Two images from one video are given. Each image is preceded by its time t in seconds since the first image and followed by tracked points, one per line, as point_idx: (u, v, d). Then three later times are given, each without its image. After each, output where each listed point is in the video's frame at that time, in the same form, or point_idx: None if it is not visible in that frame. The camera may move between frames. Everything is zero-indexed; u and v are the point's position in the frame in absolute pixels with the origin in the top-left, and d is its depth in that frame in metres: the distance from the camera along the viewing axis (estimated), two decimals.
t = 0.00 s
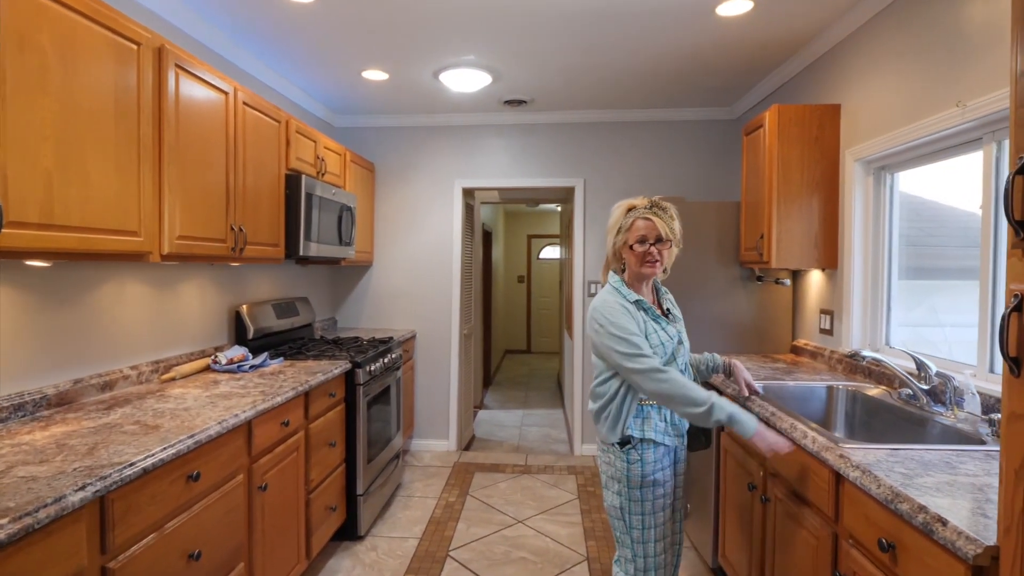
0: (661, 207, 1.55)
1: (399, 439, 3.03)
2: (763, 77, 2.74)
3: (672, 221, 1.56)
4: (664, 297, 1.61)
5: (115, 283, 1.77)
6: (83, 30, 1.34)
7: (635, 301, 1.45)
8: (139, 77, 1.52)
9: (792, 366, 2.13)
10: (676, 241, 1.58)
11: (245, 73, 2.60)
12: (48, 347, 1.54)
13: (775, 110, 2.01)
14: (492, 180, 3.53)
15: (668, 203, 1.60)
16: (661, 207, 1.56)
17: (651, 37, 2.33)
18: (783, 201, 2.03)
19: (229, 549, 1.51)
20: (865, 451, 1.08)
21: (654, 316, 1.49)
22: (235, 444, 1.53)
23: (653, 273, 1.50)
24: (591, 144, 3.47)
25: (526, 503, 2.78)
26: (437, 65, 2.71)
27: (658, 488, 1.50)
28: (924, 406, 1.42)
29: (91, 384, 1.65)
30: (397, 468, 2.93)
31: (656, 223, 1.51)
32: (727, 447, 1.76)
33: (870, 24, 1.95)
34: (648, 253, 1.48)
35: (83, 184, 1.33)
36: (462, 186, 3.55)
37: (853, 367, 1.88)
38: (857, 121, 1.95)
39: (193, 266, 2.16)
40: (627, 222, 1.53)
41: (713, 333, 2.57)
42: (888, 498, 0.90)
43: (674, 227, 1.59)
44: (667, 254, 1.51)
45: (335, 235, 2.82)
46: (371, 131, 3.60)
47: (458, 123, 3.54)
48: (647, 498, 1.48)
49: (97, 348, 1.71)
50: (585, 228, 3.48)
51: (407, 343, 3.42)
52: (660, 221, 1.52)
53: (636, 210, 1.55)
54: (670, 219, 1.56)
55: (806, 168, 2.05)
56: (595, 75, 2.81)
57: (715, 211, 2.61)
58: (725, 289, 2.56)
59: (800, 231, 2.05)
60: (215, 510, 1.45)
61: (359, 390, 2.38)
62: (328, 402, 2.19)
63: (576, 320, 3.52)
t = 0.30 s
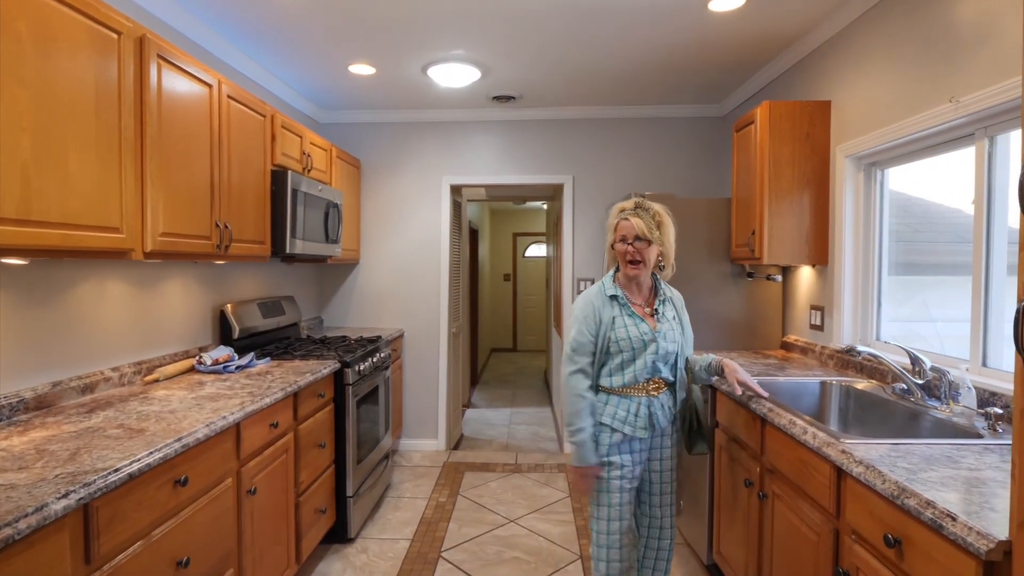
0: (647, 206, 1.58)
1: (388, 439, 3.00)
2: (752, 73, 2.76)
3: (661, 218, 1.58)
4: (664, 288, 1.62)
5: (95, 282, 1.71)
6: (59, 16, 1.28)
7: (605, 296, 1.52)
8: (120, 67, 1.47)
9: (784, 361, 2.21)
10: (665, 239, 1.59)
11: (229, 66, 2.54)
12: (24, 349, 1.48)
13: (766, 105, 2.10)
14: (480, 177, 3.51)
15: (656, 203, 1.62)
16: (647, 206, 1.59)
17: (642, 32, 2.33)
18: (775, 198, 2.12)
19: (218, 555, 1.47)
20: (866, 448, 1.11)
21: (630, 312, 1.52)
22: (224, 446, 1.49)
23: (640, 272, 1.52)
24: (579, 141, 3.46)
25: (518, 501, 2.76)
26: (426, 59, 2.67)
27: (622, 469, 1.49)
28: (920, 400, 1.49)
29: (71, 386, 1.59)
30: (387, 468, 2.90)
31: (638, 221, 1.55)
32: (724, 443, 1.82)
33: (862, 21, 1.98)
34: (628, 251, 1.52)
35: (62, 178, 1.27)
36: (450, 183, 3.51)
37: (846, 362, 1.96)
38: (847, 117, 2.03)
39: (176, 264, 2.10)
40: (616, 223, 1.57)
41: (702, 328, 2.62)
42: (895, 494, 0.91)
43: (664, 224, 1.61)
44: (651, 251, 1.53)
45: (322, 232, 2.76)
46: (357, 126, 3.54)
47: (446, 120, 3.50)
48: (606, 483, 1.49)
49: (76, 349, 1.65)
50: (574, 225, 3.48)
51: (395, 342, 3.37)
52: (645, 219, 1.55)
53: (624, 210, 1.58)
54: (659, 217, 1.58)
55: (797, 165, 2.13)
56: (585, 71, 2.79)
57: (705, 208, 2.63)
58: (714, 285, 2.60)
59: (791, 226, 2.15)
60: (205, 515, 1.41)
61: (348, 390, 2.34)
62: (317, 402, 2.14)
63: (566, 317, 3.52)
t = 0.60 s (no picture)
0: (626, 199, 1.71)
1: (381, 438, 2.95)
2: (749, 66, 2.77)
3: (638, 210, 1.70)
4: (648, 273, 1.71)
5: (77, 278, 1.66)
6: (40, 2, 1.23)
7: (583, 283, 1.72)
8: (103, 54, 1.42)
9: (780, 356, 2.28)
10: (643, 229, 1.72)
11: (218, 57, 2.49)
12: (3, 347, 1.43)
13: (763, 98, 2.16)
14: (472, 172, 3.47)
15: (634, 195, 1.75)
16: (625, 199, 1.72)
17: (638, 24, 2.32)
18: (771, 192, 2.18)
19: (208, 558, 1.43)
20: (871, 443, 1.16)
21: (603, 298, 1.68)
22: (213, 446, 1.45)
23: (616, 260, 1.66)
24: (573, 136, 3.44)
25: (512, 499, 2.75)
26: (418, 51, 2.62)
27: (583, 447, 1.66)
28: (920, 394, 1.55)
29: (54, 386, 1.54)
30: (380, 466, 2.86)
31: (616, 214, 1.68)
32: (722, 438, 1.86)
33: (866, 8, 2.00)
34: (606, 242, 1.65)
35: (40, 169, 1.22)
36: (442, 178, 3.48)
37: (841, 357, 2.04)
38: (842, 112, 2.11)
39: (163, 259, 2.04)
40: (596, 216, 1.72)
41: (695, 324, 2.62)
42: (904, 489, 0.95)
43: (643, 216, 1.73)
44: (628, 241, 1.67)
45: (312, 227, 2.70)
46: (347, 120, 3.49)
47: (438, 114, 3.46)
48: (568, 455, 1.70)
49: (57, 348, 1.59)
50: (568, 220, 3.46)
51: (387, 339, 3.33)
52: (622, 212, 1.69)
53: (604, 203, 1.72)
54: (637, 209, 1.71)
55: (793, 158, 2.20)
56: (579, 64, 2.77)
57: (700, 202, 2.62)
58: (708, 280, 2.61)
59: (785, 220, 2.21)
60: (195, 517, 1.37)
61: (340, 388, 2.30)
62: (309, 400, 2.10)
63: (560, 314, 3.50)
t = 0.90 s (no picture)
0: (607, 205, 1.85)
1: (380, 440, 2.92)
2: (753, 65, 2.75)
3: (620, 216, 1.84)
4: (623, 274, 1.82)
5: (74, 276, 1.63)
6: None
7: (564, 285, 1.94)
8: (103, 47, 1.39)
9: (787, 359, 2.26)
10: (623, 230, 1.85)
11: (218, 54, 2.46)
12: None
13: (768, 97, 2.13)
14: (473, 172, 3.44)
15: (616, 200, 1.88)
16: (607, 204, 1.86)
17: (642, 23, 2.30)
18: (776, 192, 2.15)
19: (205, 564, 1.39)
20: (888, 447, 1.14)
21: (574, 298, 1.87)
22: (211, 449, 1.41)
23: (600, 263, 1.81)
24: (575, 136, 3.41)
25: (514, 503, 2.71)
26: (419, 50, 2.59)
27: (560, 434, 1.84)
28: (934, 397, 1.54)
29: (49, 386, 1.51)
30: (379, 469, 2.83)
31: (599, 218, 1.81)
32: (731, 441, 1.87)
33: (871, 6, 1.98)
34: (587, 245, 1.80)
35: (35, 164, 1.18)
36: (443, 178, 3.45)
37: (850, 359, 2.03)
38: (849, 110, 2.08)
39: (161, 258, 2.01)
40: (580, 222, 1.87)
41: (699, 325, 2.60)
42: (927, 496, 0.94)
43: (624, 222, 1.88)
44: (609, 245, 1.81)
45: (312, 226, 2.67)
46: (348, 119, 3.46)
47: (439, 113, 3.43)
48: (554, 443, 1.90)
49: (53, 347, 1.56)
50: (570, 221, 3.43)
51: (387, 341, 3.30)
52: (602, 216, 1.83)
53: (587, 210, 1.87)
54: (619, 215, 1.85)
55: (799, 157, 2.17)
56: (582, 63, 2.75)
57: (704, 202, 2.60)
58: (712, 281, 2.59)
59: (791, 221, 2.18)
60: (191, 522, 1.33)
61: (340, 390, 2.26)
62: (309, 402, 2.07)
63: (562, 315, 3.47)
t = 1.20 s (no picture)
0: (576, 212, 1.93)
1: (381, 447, 2.87)
2: (761, 70, 2.74)
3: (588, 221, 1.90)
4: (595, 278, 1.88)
5: (72, 279, 1.60)
6: None
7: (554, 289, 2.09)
8: (104, 46, 1.36)
9: (796, 368, 2.22)
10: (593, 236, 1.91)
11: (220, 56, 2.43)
12: None
13: (777, 103, 2.12)
14: (477, 177, 3.42)
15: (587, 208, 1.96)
16: (577, 212, 1.96)
17: (650, 27, 2.29)
18: (784, 199, 2.13)
19: None
20: (908, 461, 1.11)
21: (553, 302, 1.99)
22: (209, 457, 1.38)
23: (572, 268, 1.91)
24: (579, 142, 3.40)
25: (516, 513, 2.67)
26: (424, 53, 2.58)
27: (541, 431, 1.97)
28: (949, 408, 1.51)
29: (45, 392, 1.48)
30: (379, 477, 2.78)
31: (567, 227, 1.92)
32: (740, 451, 1.84)
33: (884, 9, 1.96)
34: (557, 252, 1.91)
35: (33, 163, 1.16)
36: (446, 183, 3.42)
37: (861, 369, 2.01)
38: (859, 116, 2.06)
39: (160, 261, 1.98)
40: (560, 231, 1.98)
41: (706, 333, 2.57)
42: (951, 513, 0.90)
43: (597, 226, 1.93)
44: (578, 251, 1.89)
45: (314, 230, 2.64)
46: (351, 123, 3.44)
47: (443, 117, 3.41)
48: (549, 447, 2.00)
49: (49, 351, 1.53)
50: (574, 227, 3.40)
51: (389, 346, 3.26)
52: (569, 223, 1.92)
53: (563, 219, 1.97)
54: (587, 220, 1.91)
55: (807, 163, 2.15)
56: (588, 68, 2.73)
57: (710, 208, 2.57)
58: (717, 288, 2.56)
59: (799, 228, 2.16)
60: (187, 533, 1.29)
61: (341, 396, 2.23)
62: (309, 409, 2.03)
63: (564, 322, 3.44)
